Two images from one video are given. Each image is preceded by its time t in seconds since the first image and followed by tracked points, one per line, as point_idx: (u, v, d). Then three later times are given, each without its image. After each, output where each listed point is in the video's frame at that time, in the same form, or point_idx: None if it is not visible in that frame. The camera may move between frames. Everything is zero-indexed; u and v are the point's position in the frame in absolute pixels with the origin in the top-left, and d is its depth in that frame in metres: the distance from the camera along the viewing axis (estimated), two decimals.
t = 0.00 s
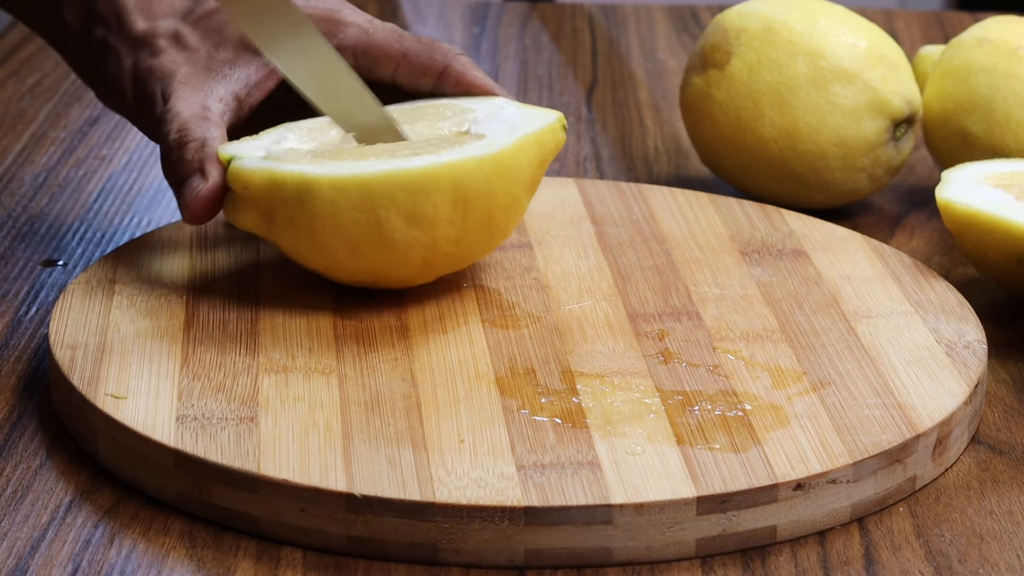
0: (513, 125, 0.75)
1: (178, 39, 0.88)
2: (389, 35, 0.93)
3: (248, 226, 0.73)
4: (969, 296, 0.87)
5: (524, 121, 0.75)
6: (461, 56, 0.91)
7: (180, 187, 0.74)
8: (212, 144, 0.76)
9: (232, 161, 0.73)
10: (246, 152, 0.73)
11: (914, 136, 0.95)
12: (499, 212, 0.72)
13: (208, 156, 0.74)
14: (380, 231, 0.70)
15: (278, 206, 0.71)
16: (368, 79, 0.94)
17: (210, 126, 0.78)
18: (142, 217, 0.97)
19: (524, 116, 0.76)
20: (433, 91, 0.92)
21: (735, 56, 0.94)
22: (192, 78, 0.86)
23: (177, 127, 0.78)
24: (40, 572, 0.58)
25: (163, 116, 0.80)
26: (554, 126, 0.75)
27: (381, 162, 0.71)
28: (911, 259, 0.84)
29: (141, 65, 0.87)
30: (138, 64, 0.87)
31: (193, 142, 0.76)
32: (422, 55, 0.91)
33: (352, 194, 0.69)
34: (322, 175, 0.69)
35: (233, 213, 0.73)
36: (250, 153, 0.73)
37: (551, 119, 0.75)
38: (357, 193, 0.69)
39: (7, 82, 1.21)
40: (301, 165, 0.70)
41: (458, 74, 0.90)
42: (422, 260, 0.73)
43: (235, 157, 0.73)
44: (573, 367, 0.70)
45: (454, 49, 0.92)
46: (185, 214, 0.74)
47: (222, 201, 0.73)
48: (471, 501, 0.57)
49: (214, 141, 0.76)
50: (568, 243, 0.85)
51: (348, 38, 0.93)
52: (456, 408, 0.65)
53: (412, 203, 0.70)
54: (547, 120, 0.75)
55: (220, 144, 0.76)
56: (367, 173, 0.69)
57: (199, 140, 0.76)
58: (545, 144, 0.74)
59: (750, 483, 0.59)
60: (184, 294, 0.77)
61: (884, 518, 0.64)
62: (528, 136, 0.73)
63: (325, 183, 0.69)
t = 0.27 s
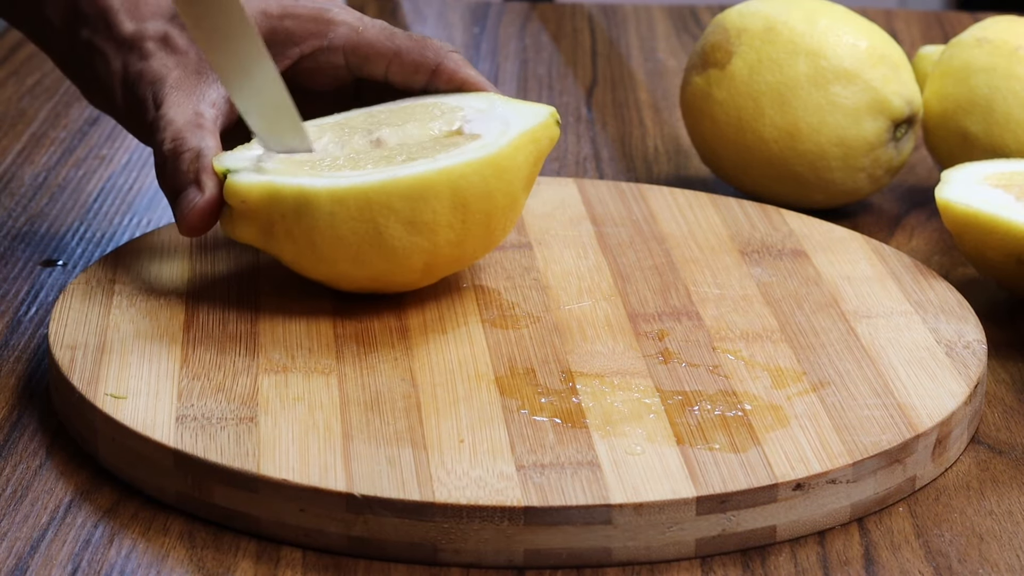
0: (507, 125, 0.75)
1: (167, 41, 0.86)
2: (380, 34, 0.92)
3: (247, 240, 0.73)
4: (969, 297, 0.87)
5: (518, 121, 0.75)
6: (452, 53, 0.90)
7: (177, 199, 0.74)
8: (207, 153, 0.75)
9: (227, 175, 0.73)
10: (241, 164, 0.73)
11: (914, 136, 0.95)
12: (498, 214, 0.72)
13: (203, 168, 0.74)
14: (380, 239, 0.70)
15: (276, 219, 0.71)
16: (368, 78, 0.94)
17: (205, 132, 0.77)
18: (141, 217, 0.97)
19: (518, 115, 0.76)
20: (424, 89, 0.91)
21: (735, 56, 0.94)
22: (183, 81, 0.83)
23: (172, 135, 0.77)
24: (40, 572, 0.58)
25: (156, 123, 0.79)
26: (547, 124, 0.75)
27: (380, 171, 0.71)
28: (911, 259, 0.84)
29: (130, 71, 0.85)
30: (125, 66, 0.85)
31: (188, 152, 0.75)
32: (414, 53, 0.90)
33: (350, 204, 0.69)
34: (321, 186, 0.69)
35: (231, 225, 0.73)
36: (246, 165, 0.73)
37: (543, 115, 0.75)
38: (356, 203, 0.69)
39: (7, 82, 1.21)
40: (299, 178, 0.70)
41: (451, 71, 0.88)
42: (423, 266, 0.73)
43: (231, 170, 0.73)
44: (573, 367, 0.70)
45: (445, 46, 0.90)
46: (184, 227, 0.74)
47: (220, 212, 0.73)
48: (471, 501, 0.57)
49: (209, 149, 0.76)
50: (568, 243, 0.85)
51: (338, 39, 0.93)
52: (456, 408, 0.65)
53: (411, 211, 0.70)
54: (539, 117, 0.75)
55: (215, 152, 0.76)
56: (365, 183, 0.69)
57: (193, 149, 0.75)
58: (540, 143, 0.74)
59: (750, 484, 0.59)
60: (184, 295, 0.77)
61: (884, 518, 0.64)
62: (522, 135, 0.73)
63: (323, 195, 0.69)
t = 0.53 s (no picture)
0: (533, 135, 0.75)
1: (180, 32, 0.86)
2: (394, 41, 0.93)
3: (265, 218, 0.73)
4: (969, 297, 0.87)
5: (543, 131, 0.76)
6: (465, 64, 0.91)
7: (195, 171, 0.74)
8: (228, 130, 0.76)
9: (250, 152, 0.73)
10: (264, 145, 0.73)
11: (914, 136, 0.95)
12: (517, 219, 0.73)
13: (225, 140, 0.75)
14: (405, 231, 0.70)
15: (302, 199, 0.71)
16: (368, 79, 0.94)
17: (222, 112, 0.78)
18: (142, 217, 0.97)
19: (543, 127, 0.76)
20: (434, 96, 0.92)
21: (735, 56, 0.94)
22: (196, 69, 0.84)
23: (189, 113, 0.77)
24: (40, 572, 0.58)
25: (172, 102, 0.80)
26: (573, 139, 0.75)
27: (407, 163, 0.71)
28: (911, 259, 0.84)
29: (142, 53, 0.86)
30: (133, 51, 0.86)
31: (208, 127, 0.76)
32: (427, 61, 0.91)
33: (381, 192, 0.69)
34: (352, 169, 0.69)
35: (255, 198, 0.72)
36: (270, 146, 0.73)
37: (569, 130, 0.76)
38: (386, 191, 0.69)
39: (7, 82, 1.21)
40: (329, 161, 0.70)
41: (462, 82, 0.90)
42: (440, 264, 0.73)
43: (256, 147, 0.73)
44: (573, 367, 0.70)
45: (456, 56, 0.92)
46: (202, 196, 0.73)
47: (240, 187, 0.73)
48: (471, 501, 0.57)
49: (229, 126, 0.76)
50: (568, 243, 0.85)
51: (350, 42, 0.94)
52: (456, 408, 0.65)
53: (438, 206, 0.70)
54: (565, 131, 0.76)
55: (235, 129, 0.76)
56: (397, 171, 0.69)
57: (214, 124, 0.76)
58: (565, 155, 0.74)
59: (750, 483, 0.59)
60: (184, 294, 0.77)
61: (884, 518, 0.64)
62: (551, 144, 0.73)
63: (353, 181, 0.69)
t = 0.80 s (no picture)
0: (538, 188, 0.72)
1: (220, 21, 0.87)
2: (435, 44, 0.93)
3: (253, 231, 0.72)
4: (970, 297, 0.87)
5: (550, 183, 0.72)
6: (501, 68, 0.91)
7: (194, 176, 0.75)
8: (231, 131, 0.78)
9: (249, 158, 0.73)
10: (260, 152, 0.73)
11: (914, 136, 0.95)
12: (494, 276, 0.69)
13: (228, 148, 0.76)
14: (365, 282, 0.69)
15: (271, 226, 0.70)
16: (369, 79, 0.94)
17: (228, 110, 0.80)
18: (142, 217, 0.97)
19: (552, 175, 0.72)
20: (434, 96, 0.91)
21: (735, 56, 0.94)
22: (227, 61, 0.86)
23: (196, 107, 0.79)
24: (40, 572, 0.58)
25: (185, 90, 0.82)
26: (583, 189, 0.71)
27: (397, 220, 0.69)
28: (911, 259, 0.84)
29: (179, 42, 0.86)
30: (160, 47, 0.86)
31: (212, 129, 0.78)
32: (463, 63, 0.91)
33: (366, 254, 0.67)
34: (336, 223, 0.68)
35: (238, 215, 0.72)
36: (265, 155, 0.73)
37: (578, 186, 0.71)
38: (371, 253, 0.67)
39: (7, 82, 1.21)
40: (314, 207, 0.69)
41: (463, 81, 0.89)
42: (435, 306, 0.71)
43: (251, 155, 0.73)
44: (573, 367, 0.70)
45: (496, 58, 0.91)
46: (195, 203, 0.74)
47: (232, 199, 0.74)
48: (471, 501, 0.57)
49: (233, 127, 0.78)
50: (568, 243, 0.85)
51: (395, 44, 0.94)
52: (456, 408, 0.65)
53: (427, 269, 0.68)
54: (571, 191, 0.71)
55: (237, 128, 0.78)
56: (383, 234, 0.67)
57: (218, 127, 0.78)
58: (573, 211, 0.71)
59: (750, 484, 0.59)
60: (184, 295, 0.77)
61: (884, 518, 0.64)
62: (554, 203, 0.70)
63: (337, 237, 0.67)
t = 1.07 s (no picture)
0: (537, 190, 0.72)
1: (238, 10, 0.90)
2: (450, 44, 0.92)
3: (253, 228, 0.72)
4: (970, 297, 0.87)
5: (551, 185, 0.72)
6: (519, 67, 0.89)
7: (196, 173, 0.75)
8: (234, 129, 0.77)
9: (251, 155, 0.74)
10: (263, 149, 0.73)
11: (914, 136, 0.95)
12: (490, 277, 0.69)
13: (232, 144, 0.76)
14: (361, 280, 0.69)
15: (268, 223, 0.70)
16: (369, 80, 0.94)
17: (232, 107, 0.79)
18: (142, 217, 0.97)
19: (552, 177, 0.73)
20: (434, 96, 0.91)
21: (735, 56, 0.94)
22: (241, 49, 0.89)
23: (201, 104, 0.79)
24: (40, 572, 0.58)
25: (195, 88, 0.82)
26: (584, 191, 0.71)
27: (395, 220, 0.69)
28: (911, 259, 0.84)
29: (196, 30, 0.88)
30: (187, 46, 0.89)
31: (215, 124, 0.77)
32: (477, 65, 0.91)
33: (363, 252, 0.67)
34: (332, 222, 0.68)
35: (238, 212, 0.72)
36: (266, 152, 0.73)
37: (579, 189, 0.71)
38: (367, 251, 0.67)
39: (7, 82, 1.21)
40: (313, 206, 0.69)
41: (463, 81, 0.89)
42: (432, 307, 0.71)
43: (252, 151, 0.73)
44: (573, 367, 0.70)
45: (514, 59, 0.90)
46: (197, 201, 0.73)
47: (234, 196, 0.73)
48: (471, 501, 0.57)
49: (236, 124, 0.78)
50: (568, 243, 0.85)
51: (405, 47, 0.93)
52: (456, 408, 0.65)
53: (423, 269, 0.68)
54: (571, 194, 0.71)
55: (241, 125, 0.78)
56: (379, 234, 0.67)
57: (221, 122, 0.77)
58: (572, 213, 0.70)
59: (750, 484, 0.59)
60: (184, 295, 0.77)
61: (884, 518, 0.64)
62: (553, 206, 0.70)
63: (334, 236, 0.67)
